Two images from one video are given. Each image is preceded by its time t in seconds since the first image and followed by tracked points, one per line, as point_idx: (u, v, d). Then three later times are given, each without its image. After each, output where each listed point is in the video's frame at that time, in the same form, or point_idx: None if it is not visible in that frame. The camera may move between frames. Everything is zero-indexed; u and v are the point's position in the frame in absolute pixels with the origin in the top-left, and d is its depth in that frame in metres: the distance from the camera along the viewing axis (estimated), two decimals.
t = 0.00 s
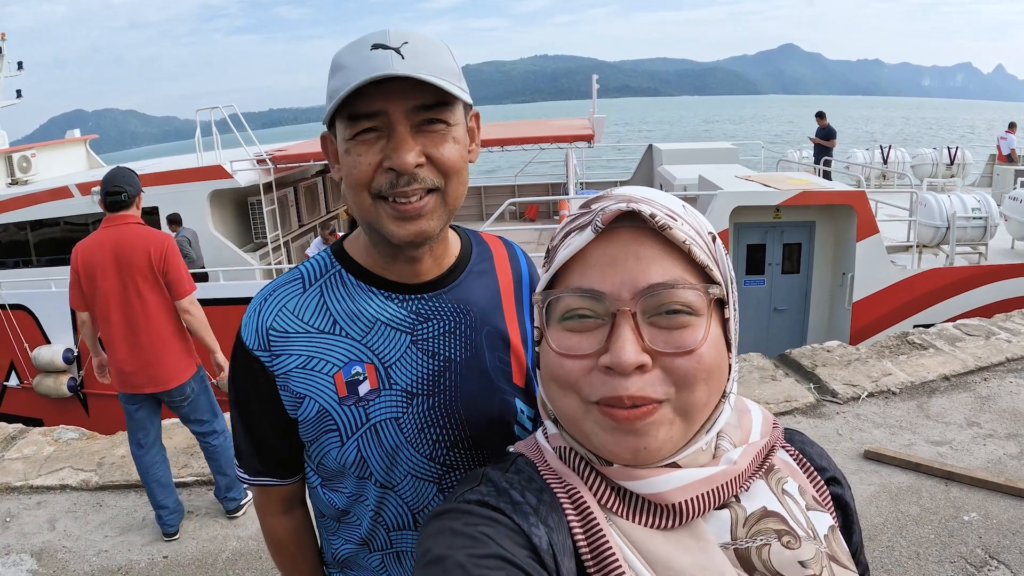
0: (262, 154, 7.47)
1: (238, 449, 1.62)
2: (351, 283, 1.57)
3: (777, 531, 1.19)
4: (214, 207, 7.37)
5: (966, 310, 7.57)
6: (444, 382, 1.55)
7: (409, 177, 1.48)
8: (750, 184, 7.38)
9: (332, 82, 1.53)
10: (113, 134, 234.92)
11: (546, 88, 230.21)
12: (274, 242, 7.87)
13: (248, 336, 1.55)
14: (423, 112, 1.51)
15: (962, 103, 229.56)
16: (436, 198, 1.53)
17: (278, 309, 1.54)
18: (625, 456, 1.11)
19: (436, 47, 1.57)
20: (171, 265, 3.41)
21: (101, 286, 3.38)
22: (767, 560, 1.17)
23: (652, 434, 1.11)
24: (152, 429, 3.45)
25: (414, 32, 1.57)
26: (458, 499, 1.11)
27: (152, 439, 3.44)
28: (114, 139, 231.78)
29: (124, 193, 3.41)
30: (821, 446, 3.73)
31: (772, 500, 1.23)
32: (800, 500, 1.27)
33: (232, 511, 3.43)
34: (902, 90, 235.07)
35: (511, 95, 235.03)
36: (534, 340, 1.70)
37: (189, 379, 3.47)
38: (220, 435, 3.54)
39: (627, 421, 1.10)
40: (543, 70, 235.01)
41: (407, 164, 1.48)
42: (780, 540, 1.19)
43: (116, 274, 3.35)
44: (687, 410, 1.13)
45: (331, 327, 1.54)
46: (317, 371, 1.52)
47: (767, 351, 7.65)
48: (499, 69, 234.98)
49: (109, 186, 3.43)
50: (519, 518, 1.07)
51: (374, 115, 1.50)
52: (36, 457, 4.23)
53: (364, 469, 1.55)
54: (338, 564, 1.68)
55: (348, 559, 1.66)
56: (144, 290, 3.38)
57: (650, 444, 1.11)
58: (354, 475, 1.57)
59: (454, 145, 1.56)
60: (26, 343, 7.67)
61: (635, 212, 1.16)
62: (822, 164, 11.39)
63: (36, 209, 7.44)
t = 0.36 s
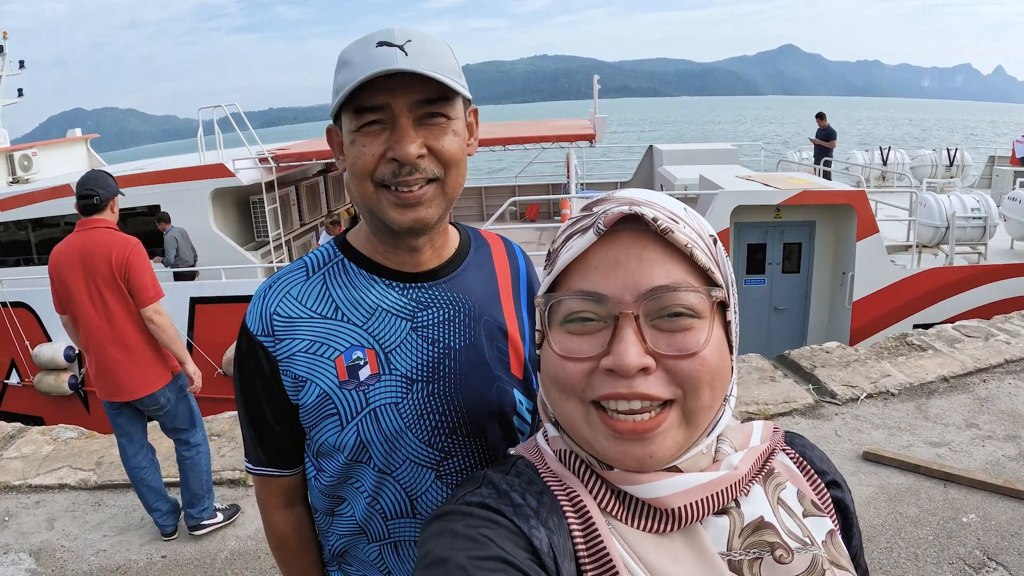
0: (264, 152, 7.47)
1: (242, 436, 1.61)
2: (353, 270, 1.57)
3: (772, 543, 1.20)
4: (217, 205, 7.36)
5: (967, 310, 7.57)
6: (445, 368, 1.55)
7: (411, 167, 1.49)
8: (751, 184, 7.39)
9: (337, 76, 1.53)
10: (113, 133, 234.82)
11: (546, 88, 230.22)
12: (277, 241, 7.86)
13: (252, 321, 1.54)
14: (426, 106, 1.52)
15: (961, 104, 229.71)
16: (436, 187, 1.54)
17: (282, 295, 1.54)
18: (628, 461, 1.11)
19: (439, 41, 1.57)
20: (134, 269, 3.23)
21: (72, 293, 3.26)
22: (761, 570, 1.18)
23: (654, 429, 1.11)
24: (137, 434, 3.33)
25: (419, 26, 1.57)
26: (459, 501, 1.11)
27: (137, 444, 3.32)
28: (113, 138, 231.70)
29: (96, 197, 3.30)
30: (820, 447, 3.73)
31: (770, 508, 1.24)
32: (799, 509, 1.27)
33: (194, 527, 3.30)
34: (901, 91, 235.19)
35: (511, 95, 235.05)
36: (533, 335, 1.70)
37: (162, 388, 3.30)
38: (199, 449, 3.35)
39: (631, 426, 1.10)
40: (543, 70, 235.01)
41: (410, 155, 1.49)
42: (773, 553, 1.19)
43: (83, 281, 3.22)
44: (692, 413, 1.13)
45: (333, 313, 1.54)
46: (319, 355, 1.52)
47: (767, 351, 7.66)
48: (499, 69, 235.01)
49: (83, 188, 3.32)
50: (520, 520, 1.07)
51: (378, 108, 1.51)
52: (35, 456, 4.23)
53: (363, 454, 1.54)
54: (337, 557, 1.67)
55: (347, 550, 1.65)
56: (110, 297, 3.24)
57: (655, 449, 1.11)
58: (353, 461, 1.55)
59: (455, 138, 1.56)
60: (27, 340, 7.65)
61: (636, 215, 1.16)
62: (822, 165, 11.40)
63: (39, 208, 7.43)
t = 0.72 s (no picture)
0: (266, 151, 7.47)
1: (243, 433, 1.60)
2: (359, 270, 1.57)
3: (767, 547, 1.20)
4: (219, 204, 7.36)
5: (966, 310, 7.57)
6: (448, 366, 1.55)
7: (423, 175, 1.49)
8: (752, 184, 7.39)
9: (353, 80, 1.53)
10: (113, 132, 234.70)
11: (546, 88, 230.25)
12: (278, 240, 7.86)
13: (258, 318, 1.54)
14: (440, 114, 1.52)
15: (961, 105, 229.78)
16: (447, 194, 1.54)
17: (288, 292, 1.54)
18: (628, 464, 1.11)
19: (455, 50, 1.57)
20: (127, 273, 3.13)
21: (64, 296, 3.16)
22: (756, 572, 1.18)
23: (655, 431, 1.11)
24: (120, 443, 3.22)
25: (437, 34, 1.57)
26: (457, 503, 1.11)
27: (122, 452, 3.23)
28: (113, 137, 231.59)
29: (93, 197, 3.20)
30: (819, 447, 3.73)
31: (768, 511, 1.23)
32: (793, 512, 1.28)
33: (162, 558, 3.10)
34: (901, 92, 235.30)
35: (511, 95, 235.10)
36: (533, 336, 1.70)
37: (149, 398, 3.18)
38: (163, 475, 3.12)
39: (632, 429, 1.10)
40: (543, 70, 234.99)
41: (423, 163, 1.49)
42: (769, 557, 1.20)
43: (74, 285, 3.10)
44: (692, 413, 1.13)
45: (339, 311, 1.53)
46: (324, 352, 1.51)
47: (767, 351, 7.65)
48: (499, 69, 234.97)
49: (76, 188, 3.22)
50: (518, 522, 1.07)
51: (393, 114, 1.50)
52: (33, 455, 4.22)
53: (366, 451, 1.54)
54: (336, 554, 1.66)
55: (346, 548, 1.64)
56: (102, 302, 3.13)
57: (656, 452, 1.11)
58: (355, 458, 1.55)
59: (467, 146, 1.57)
60: (27, 338, 7.64)
61: (633, 219, 1.16)
62: (822, 165, 11.41)
63: (41, 206, 7.42)
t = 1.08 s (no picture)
0: (268, 150, 7.47)
1: (242, 430, 1.60)
2: (359, 267, 1.57)
3: (768, 541, 1.20)
4: (220, 202, 7.36)
5: (966, 310, 7.58)
6: (448, 362, 1.55)
7: (420, 172, 1.49)
8: (753, 184, 7.39)
9: (349, 79, 1.52)
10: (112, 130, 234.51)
11: (546, 88, 230.32)
12: (279, 238, 7.85)
13: (259, 314, 1.54)
14: (436, 112, 1.52)
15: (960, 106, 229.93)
16: (444, 191, 1.53)
17: (288, 289, 1.54)
18: (634, 462, 1.11)
19: (451, 48, 1.57)
20: (121, 278, 3.09)
21: (62, 298, 3.14)
22: (758, 568, 1.18)
23: (659, 428, 1.11)
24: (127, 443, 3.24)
25: (433, 33, 1.57)
26: (457, 498, 1.11)
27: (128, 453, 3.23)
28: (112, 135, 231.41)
29: (99, 196, 3.16)
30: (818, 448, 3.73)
31: (769, 505, 1.23)
32: (793, 506, 1.28)
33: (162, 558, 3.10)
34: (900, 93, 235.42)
35: (511, 94, 235.05)
36: (533, 332, 1.69)
37: (146, 403, 3.17)
38: (162, 484, 3.12)
39: (636, 426, 1.10)
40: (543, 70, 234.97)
41: (419, 161, 1.49)
42: (771, 551, 1.20)
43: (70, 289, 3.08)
44: (694, 409, 1.13)
45: (338, 308, 1.53)
46: (324, 348, 1.51)
47: (768, 351, 7.65)
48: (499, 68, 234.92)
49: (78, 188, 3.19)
50: (518, 517, 1.07)
51: (389, 113, 1.50)
52: (31, 453, 4.21)
53: (367, 448, 1.54)
54: (338, 551, 1.66)
55: (347, 545, 1.64)
56: (96, 307, 3.10)
57: (663, 450, 1.11)
58: (356, 454, 1.55)
59: (464, 144, 1.56)
60: (28, 337, 7.63)
61: (631, 217, 1.16)
62: (822, 166, 11.42)
63: (42, 204, 7.40)
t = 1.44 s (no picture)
0: (270, 150, 7.47)
1: (243, 430, 1.60)
2: (359, 269, 1.56)
3: (776, 540, 1.21)
4: (222, 202, 7.35)
5: (966, 311, 7.59)
6: (447, 364, 1.55)
7: (420, 174, 1.49)
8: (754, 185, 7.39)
9: (349, 80, 1.52)
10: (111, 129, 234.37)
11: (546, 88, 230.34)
12: (281, 238, 7.85)
13: (258, 315, 1.54)
14: (436, 113, 1.52)
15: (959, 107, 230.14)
16: (444, 192, 1.53)
17: (288, 291, 1.54)
18: (637, 469, 1.11)
19: (451, 49, 1.58)
20: (125, 281, 3.07)
21: (65, 298, 3.14)
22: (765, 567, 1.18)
23: (662, 436, 1.11)
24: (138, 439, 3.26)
25: (433, 33, 1.57)
26: (459, 504, 1.11)
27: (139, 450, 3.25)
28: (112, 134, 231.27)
29: (106, 196, 3.16)
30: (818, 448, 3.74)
31: (773, 507, 1.23)
32: (797, 509, 1.28)
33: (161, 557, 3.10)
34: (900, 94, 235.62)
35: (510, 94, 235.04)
36: (533, 334, 1.69)
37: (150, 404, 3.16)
38: (162, 487, 3.09)
39: (641, 435, 1.10)
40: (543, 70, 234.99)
41: (420, 162, 1.49)
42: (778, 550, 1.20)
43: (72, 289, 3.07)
44: (698, 418, 1.14)
45: (339, 310, 1.53)
46: (325, 350, 1.51)
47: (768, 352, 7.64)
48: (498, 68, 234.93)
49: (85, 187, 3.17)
50: (521, 523, 1.07)
51: (389, 114, 1.50)
52: (30, 452, 4.21)
53: (367, 450, 1.54)
54: (337, 552, 1.66)
55: (347, 547, 1.64)
56: (98, 309, 3.08)
57: (666, 458, 1.11)
58: (356, 456, 1.55)
59: (464, 145, 1.56)
60: (29, 335, 7.63)
61: (639, 224, 1.15)
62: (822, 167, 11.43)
63: (42, 203, 7.38)
